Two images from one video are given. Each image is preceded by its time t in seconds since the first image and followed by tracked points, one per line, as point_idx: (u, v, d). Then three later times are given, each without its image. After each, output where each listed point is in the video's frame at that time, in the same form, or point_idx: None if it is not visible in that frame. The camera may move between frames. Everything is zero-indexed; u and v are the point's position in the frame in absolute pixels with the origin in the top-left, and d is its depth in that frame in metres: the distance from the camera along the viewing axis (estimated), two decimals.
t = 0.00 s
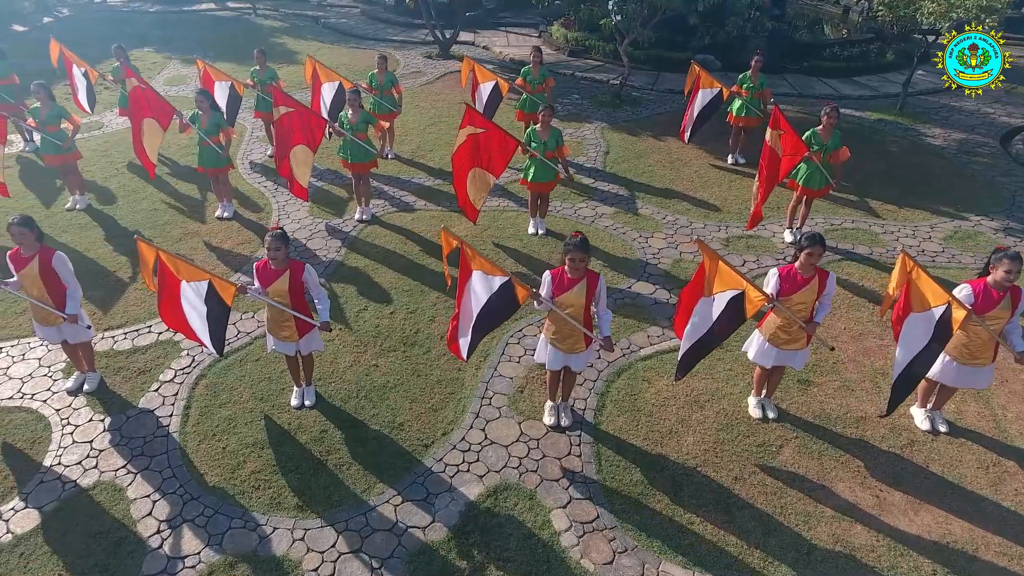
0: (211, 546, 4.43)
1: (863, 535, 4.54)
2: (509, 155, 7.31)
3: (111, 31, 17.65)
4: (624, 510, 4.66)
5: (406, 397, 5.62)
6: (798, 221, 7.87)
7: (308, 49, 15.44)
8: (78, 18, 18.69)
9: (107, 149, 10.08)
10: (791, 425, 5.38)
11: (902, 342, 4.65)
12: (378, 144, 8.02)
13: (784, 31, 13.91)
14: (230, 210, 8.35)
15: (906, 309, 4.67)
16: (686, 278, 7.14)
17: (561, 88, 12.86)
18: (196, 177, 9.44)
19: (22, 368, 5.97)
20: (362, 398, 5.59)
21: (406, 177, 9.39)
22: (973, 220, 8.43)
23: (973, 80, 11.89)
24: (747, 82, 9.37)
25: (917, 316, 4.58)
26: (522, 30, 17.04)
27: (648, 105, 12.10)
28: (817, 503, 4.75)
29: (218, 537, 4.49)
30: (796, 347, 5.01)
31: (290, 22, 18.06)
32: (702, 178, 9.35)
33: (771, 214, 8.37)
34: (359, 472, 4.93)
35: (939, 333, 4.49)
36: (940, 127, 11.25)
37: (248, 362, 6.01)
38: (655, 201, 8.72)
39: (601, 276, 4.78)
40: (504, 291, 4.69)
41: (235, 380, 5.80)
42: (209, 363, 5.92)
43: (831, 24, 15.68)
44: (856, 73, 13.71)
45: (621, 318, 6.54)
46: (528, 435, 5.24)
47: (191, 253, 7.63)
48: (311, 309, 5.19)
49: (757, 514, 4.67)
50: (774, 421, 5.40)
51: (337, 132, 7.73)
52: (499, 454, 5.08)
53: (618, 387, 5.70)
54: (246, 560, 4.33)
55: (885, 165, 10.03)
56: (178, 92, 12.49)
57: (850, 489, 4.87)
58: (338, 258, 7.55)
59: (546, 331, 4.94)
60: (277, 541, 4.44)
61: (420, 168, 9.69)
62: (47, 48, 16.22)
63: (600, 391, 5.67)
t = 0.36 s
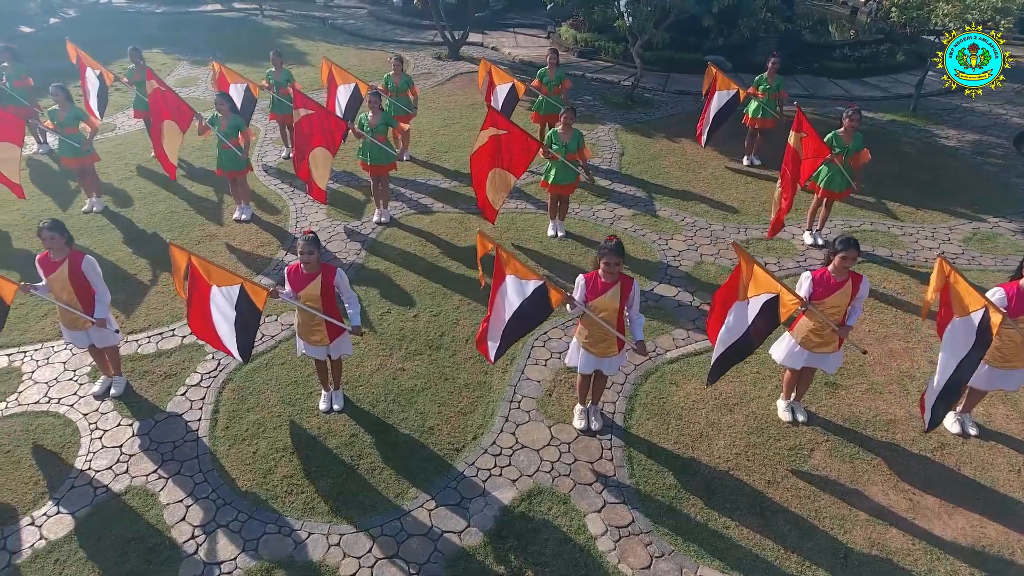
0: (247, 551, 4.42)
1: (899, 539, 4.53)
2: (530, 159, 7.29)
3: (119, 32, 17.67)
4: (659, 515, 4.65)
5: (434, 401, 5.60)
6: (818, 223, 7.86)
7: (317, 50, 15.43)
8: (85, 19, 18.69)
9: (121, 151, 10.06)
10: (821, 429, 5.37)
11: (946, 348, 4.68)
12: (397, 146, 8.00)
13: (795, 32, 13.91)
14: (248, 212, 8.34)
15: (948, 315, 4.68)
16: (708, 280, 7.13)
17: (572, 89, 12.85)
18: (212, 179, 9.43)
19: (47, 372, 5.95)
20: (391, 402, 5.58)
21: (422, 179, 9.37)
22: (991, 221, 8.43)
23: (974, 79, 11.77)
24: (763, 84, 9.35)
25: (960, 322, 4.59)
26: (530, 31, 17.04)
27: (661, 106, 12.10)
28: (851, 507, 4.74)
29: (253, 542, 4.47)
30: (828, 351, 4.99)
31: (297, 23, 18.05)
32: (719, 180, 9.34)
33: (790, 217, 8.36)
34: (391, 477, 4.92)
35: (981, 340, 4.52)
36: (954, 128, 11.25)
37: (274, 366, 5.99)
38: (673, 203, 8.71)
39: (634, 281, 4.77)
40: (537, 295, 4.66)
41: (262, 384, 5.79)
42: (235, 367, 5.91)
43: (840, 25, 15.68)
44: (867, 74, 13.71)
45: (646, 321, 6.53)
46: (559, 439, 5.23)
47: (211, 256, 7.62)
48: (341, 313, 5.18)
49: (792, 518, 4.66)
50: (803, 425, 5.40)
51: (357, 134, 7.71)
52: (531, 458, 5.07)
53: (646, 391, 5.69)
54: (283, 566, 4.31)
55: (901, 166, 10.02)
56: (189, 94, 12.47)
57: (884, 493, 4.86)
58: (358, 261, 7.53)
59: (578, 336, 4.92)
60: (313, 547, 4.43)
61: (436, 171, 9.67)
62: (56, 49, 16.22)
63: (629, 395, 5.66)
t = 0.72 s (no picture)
0: (282, 556, 4.40)
1: (931, 538, 4.55)
2: (547, 160, 7.28)
3: (121, 33, 17.60)
4: (691, 516, 4.67)
5: (461, 403, 5.60)
6: (834, 223, 7.88)
7: (322, 51, 15.40)
8: (86, 20, 18.64)
9: (131, 153, 10.02)
10: (848, 429, 5.39)
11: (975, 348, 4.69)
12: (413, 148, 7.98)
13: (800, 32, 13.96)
14: (263, 215, 8.31)
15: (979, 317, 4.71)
16: (727, 281, 7.15)
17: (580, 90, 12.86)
18: (223, 181, 9.39)
19: (69, 378, 5.92)
20: (417, 405, 5.57)
21: (435, 181, 9.36)
22: (1004, 221, 8.48)
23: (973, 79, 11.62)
24: (775, 85, 9.37)
25: (992, 324, 4.63)
26: (534, 32, 17.05)
27: (669, 107, 12.13)
28: (882, 507, 4.76)
29: (287, 547, 4.46)
30: (857, 352, 5.01)
31: (300, 24, 18.02)
32: (731, 181, 9.36)
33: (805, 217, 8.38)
34: (422, 480, 4.91)
35: (1012, 342, 4.55)
36: (961, 128, 11.31)
37: (298, 369, 5.97)
38: (687, 204, 8.73)
39: (666, 284, 4.77)
40: (569, 297, 4.66)
41: (286, 387, 5.77)
42: (259, 371, 5.89)
43: (844, 25, 15.73)
44: (872, 74, 13.77)
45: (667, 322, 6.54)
46: (588, 441, 5.24)
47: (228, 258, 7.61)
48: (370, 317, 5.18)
49: (823, 519, 4.68)
50: (830, 425, 5.42)
51: (373, 136, 7.69)
52: (561, 461, 5.07)
53: (672, 393, 5.70)
54: (319, 571, 4.30)
55: (911, 166, 10.07)
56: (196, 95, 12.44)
57: (913, 492, 4.88)
58: (375, 263, 7.51)
59: (608, 339, 4.93)
60: (348, 551, 4.42)
61: (448, 172, 9.66)
62: (58, 51, 16.16)
63: (655, 396, 5.67)
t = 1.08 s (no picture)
0: (321, 556, 4.41)
1: (967, 538, 4.56)
2: (570, 159, 7.34)
3: (130, 34, 17.63)
4: (727, 516, 4.68)
5: (491, 404, 5.60)
6: (854, 223, 7.90)
7: (332, 51, 15.42)
8: (94, 20, 18.66)
9: (147, 154, 10.03)
10: (878, 429, 5.41)
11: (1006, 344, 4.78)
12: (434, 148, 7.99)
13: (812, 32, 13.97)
14: (282, 215, 8.32)
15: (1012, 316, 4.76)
16: (750, 281, 7.16)
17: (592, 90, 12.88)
18: (240, 181, 9.39)
19: (97, 378, 5.93)
20: (448, 405, 5.57)
21: (453, 181, 9.37)
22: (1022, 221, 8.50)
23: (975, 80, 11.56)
24: (792, 85, 9.36)
25: None
26: (543, 32, 17.07)
27: (682, 107, 12.14)
28: (916, 507, 4.77)
29: (325, 547, 4.46)
30: (888, 353, 5.03)
31: (309, 24, 18.03)
32: (748, 181, 9.37)
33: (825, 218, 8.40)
34: (457, 480, 4.92)
35: None
36: (975, 128, 11.33)
37: (326, 370, 5.98)
38: (706, 204, 8.75)
39: (701, 285, 4.77)
40: (605, 298, 4.68)
41: (316, 387, 5.78)
42: (288, 371, 5.89)
43: (853, 25, 15.76)
44: (882, 74, 13.81)
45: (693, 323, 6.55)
46: (620, 441, 5.25)
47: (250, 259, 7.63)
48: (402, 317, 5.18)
49: (858, 519, 4.69)
50: (860, 425, 5.43)
51: (395, 136, 7.68)
52: (594, 461, 5.08)
53: (701, 393, 5.72)
54: (358, 571, 4.31)
55: (927, 167, 10.09)
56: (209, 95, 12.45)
57: (947, 492, 4.89)
58: (397, 263, 7.52)
59: (643, 340, 4.95)
60: (387, 551, 4.42)
61: (465, 172, 9.67)
62: (69, 51, 16.19)
63: (684, 396, 5.68)
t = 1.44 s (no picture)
0: (359, 553, 4.43)
1: (1000, 534, 4.59)
2: (591, 157, 7.43)
3: (139, 33, 17.65)
4: (761, 513, 4.71)
5: (520, 402, 5.63)
6: (873, 223, 7.94)
7: (342, 51, 15.44)
8: (102, 20, 18.69)
9: (164, 153, 10.06)
10: (906, 426, 5.44)
11: None
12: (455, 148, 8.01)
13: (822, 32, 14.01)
14: (302, 215, 8.34)
15: None
16: (772, 280, 7.19)
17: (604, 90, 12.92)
18: (258, 181, 9.41)
19: (126, 376, 5.95)
20: (477, 403, 5.60)
21: (470, 181, 9.40)
22: None
23: (975, 79, 11.74)
24: (808, 85, 9.39)
25: None
26: (552, 32, 17.10)
27: (694, 107, 12.18)
28: (948, 503, 4.80)
29: (363, 544, 4.49)
30: (918, 351, 5.05)
31: (317, 24, 18.06)
32: (764, 181, 9.41)
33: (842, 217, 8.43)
34: (490, 477, 4.95)
35: None
36: (987, 128, 11.37)
37: (355, 368, 6.01)
38: (723, 203, 8.77)
39: (735, 283, 4.79)
40: (639, 296, 4.70)
41: (344, 386, 5.80)
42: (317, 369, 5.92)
43: (862, 26, 15.81)
44: (892, 74, 13.85)
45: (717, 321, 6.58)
46: (650, 439, 5.28)
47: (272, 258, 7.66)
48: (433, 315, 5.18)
49: (891, 515, 4.72)
50: (888, 423, 5.47)
51: (416, 136, 7.71)
52: (626, 458, 5.11)
53: (728, 391, 5.75)
54: (397, 567, 4.33)
55: (941, 166, 10.13)
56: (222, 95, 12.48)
57: (978, 489, 4.91)
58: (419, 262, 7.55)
59: (675, 338, 4.98)
60: (424, 548, 4.45)
61: (481, 172, 9.70)
62: (79, 51, 16.22)
63: (712, 394, 5.71)
